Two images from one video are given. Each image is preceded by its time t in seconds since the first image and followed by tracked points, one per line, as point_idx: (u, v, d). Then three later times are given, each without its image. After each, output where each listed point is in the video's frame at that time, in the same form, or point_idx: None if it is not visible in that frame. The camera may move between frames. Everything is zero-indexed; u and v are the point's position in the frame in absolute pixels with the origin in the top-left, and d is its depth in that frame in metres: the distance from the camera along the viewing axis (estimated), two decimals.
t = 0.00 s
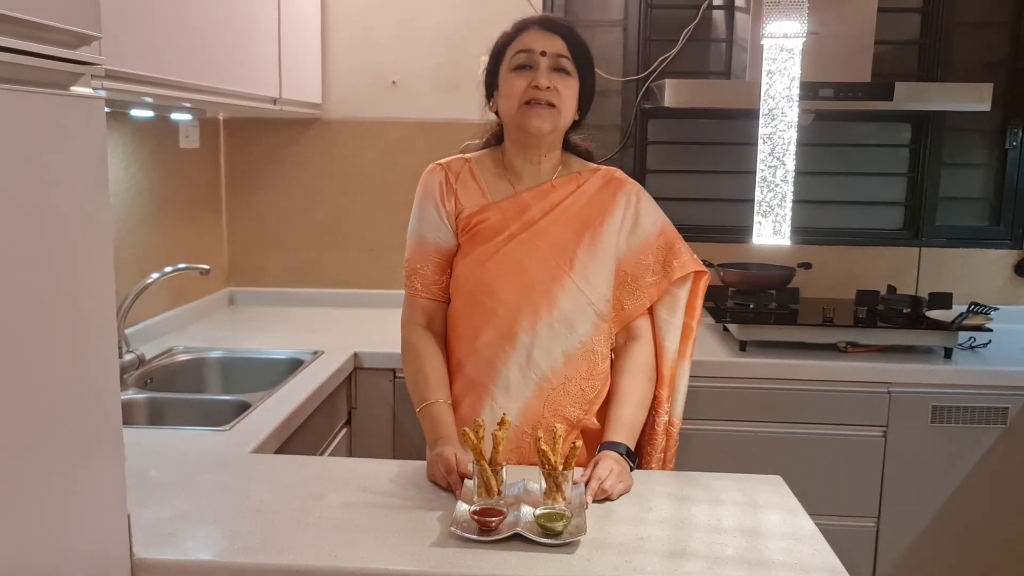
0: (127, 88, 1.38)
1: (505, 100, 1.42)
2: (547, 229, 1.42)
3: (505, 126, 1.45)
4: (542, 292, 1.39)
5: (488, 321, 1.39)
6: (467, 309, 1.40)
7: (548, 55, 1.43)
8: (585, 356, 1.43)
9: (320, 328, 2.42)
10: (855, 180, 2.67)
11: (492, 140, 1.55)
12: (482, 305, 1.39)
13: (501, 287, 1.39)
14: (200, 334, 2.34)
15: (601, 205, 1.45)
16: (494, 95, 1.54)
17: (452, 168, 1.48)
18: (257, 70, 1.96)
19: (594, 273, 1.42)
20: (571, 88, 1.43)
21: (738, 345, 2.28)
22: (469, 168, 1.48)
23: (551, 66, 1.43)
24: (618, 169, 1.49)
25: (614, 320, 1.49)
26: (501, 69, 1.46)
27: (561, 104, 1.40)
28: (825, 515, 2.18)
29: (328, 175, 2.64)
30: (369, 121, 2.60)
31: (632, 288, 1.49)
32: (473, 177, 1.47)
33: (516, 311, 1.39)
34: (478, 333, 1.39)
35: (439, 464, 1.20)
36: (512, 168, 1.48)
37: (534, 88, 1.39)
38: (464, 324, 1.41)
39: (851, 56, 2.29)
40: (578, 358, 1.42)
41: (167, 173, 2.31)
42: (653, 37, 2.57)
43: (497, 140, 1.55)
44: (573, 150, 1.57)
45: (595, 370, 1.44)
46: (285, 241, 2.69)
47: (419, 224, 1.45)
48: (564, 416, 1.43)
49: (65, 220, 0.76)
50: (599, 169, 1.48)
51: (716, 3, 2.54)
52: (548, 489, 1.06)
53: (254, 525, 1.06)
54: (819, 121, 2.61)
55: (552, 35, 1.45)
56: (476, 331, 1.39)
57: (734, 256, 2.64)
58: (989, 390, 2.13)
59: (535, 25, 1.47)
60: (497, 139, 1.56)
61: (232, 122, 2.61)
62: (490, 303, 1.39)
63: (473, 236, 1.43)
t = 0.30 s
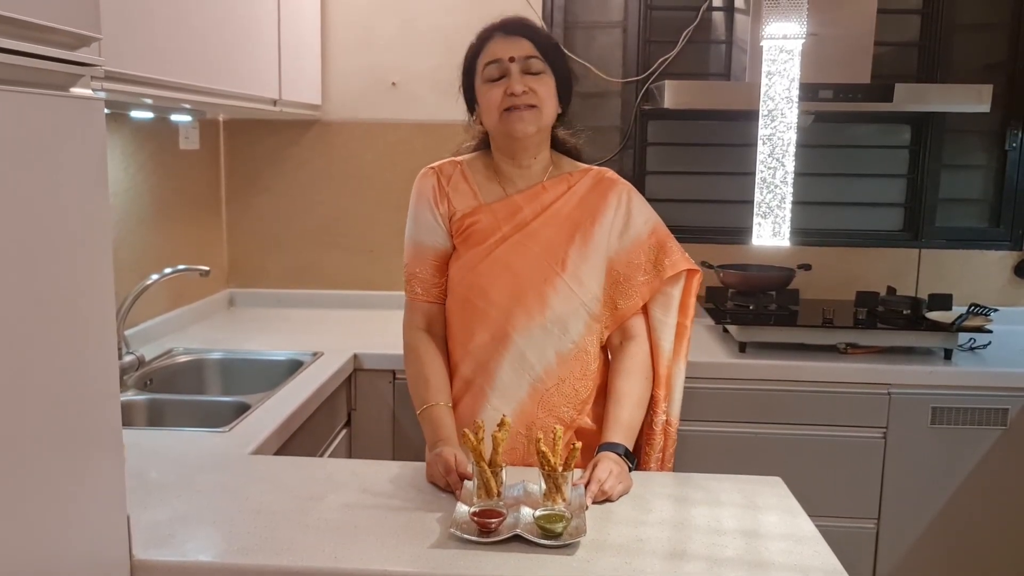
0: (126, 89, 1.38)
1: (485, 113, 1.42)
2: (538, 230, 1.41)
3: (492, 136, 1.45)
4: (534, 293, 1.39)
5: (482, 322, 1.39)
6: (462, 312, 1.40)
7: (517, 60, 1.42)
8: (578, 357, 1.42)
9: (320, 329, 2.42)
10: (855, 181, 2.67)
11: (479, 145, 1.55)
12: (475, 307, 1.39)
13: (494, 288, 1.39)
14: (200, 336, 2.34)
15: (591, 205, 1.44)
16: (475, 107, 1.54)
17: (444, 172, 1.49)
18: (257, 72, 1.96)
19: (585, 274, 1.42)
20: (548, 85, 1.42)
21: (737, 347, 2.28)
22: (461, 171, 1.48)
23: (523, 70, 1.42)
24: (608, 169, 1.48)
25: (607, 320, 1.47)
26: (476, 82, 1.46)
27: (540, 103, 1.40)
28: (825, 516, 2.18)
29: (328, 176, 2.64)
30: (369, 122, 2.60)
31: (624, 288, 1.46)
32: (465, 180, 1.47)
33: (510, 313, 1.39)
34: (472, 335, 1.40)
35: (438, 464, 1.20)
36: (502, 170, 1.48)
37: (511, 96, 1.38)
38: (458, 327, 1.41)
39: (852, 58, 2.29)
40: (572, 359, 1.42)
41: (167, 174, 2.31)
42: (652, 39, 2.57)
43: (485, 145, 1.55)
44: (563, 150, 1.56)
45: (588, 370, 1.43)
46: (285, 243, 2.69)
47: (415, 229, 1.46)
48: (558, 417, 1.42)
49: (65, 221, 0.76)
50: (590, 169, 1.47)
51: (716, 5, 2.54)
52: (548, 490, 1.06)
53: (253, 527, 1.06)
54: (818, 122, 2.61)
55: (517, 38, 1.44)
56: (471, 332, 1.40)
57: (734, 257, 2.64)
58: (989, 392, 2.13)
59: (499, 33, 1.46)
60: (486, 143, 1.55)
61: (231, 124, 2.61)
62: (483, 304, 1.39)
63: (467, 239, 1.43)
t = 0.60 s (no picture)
0: (127, 90, 1.38)
1: (479, 123, 1.43)
2: (535, 230, 1.41)
3: (487, 144, 1.45)
4: (532, 292, 1.39)
5: (481, 324, 1.39)
6: (461, 314, 1.40)
7: (505, 68, 1.41)
8: (577, 357, 1.42)
9: (321, 330, 2.42)
10: (855, 182, 2.67)
11: (474, 148, 1.55)
12: (474, 309, 1.39)
13: (493, 289, 1.39)
14: (200, 337, 2.34)
15: (587, 204, 1.44)
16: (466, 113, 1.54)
17: (441, 175, 1.49)
18: (257, 73, 1.96)
19: (583, 273, 1.41)
20: (538, 90, 1.42)
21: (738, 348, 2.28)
22: (458, 173, 1.48)
23: (512, 77, 1.42)
24: (604, 168, 1.47)
25: (605, 319, 1.47)
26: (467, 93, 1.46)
27: (532, 110, 1.40)
28: (826, 518, 2.18)
29: (328, 177, 2.64)
30: (369, 123, 2.60)
31: (621, 286, 1.46)
32: (462, 182, 1.47)
33: (509, 314, 1.39)
34: (471, 336, 1.40)
35: (439, 465, 1.21)
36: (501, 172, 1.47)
37: (503, 106, 1.39)
38: (457, 330, 1.41)
39: (852, 59, 2.29)
40: (571, 358, 1.41)
41: (167, 175, 2.31)
42: (653, 40, 2.57)
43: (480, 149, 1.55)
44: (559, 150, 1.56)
45: (587, 370, 1.43)
46: (285, 244, 2.69)
47: (414, 232, 1.46)
48: (558, 417, 1.42)
49: (65, 223, 0.76)
50: (586, 169, 1.47)
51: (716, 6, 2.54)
52: (548, 492, 1.06)
53: (253, 528, 1.06)
54: (818, 123, 2.61)
55: (503, 45, 1.44)
56: (469, 334, 1.40)
57: (734, 258, 2.64)
58: (989, 392, 2.13)
59: (484, 40, 1.45)
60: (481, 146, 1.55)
61: (231, 125, 2.61)
62: (482, 306, 1.39)
63: (465, 241, 1.43)
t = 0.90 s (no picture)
0: (128, 91, 1.38)
1: (483, 120, 1.43)
2: (538, 231, 1.41)
3: (490, 141, 1.45)
4: (534, 293, 1.39)
5: (483, 324, 1.39)
6: (463, 314, 1.40)
7: (511, 65, 1.41)
8: (579, 358, 1.42)
9: (321, 331, 2.42)
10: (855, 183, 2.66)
11: (477, 149, 1.54)
12: (476, 309, 1.39)
13: (495, 290, 1.39)
14: (201, 337, 2.34)
15: (590, 206, 1.43)
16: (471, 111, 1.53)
17: (444, 175, 1.49)
18: (257, 73, 1.96)
19: (586, 274, 1.41)
20: (544, 89, 1.42)
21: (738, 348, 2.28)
22: (460, 174, 1.48)
23: (517, 75, 1.41)
24: (607, 170, 1.47)
25: (607, 320, 1.47)
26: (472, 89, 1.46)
27: (537, 108, 1.40)
28: (826, 518, 2.18)
29: (328, 177, 2.64)
30: (370, 124, 2.60)
31: (623, 287, 1.46)
32: (465, 183, 1.47)
33: (511, 314, 1.39)
34: (473, 336, 1.40)
35: (439, 466, 1.21)
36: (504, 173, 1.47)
37: (507, 103, 1.38)
38: (459, 329, 1.41)
39: (852, 59, 2.29)
40: (572, 359, 1.41)
41: (167, 176, 2.31)
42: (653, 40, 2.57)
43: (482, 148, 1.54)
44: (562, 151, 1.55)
45: (588, 371, 1.43)
46: (286, 245, 2.69)
47: (415, 233, 1.46)
48: (559, 418, 1.42)
49: (65, 224, 0.76)
50: (589, 170, 1.47)
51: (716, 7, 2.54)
52: (548, 493, 1.06)
53: (253, 529, 1.06)
54: (818, 124, 2.61)
55: (511, 42, 1.43)
56: (471, 334, 1.40)
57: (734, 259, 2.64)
58: (989, 393, 2.12)
59: (491, 38, 1.45)
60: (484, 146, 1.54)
61: (232, 126, 2.61)
62: (484, 306, 1.39)
63: (467, 241, 1.43)
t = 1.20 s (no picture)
0: (128, 92, 1.38)
1: (484, 133, 1.42)
2: (539, 232, 1.41)
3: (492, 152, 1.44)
4: (535, 294, 1.39)
5: (484, 326, 1.39)
6: (464, 316, 1.40)
7: (513, 78, 1.39)
8: (580, 359, 1.42)
9: (321, 332, 2.42)
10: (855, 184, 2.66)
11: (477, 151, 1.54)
12: (477, 311, 1.39)
13: (496, 291, 1.39)
14: (200, 338, 2.34)
15: (591, 207, 1.44)
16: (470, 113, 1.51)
17: (444, 177, 1.49)
18: (257, 73, 1.96)
19: (586, 275, 1.41)
20: (546, 101, 1.41)
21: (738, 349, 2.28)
22: (461, 175, 1.48)
23: (520, 88, 1.40)
24: (607, 171, 1.47)
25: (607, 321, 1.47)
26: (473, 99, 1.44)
27: (539, 123, 1.40)
28: (825, 519, 2.18)
29: (328, 178, 2.64)
30: (370, 125, 2.60)
31: (624, 288, 1.46)
32: (465, 184, 1.47)
33: (512, 315, 1.39)
34: (474, 338, 1.40)
35: (438, 467, 1.20)
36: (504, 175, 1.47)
37: (510, 119, 1.38)
38: (460, 331, 1.41)
39: (852, 60, 2.29)
40: (573, 361, 1.41)
41: (167, 177, 2.31)
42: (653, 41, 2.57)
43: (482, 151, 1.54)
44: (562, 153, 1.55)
45: (588, 372, 1.43)
46: (286, 246, 2.69)
47: (415, 234, 1.46)
48: (560, 419, 1.42)
49: (65, 225, 0.76)
50: (589, 171, 1.47)
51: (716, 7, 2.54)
52: (548, 493, 1.06)
53: (253, 530, 1.06)
54: (818, 125, 2.61)
55: (513, 52, 1.41)
56: (472, 336, 1.40)
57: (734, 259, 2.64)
58: (989, 393, 2.12)
59: (492, 45, 1.42)
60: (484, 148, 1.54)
61: (232, 127, 2.61)
62: (485, 308, 1.39)
63: (468, 243, 1.43)
